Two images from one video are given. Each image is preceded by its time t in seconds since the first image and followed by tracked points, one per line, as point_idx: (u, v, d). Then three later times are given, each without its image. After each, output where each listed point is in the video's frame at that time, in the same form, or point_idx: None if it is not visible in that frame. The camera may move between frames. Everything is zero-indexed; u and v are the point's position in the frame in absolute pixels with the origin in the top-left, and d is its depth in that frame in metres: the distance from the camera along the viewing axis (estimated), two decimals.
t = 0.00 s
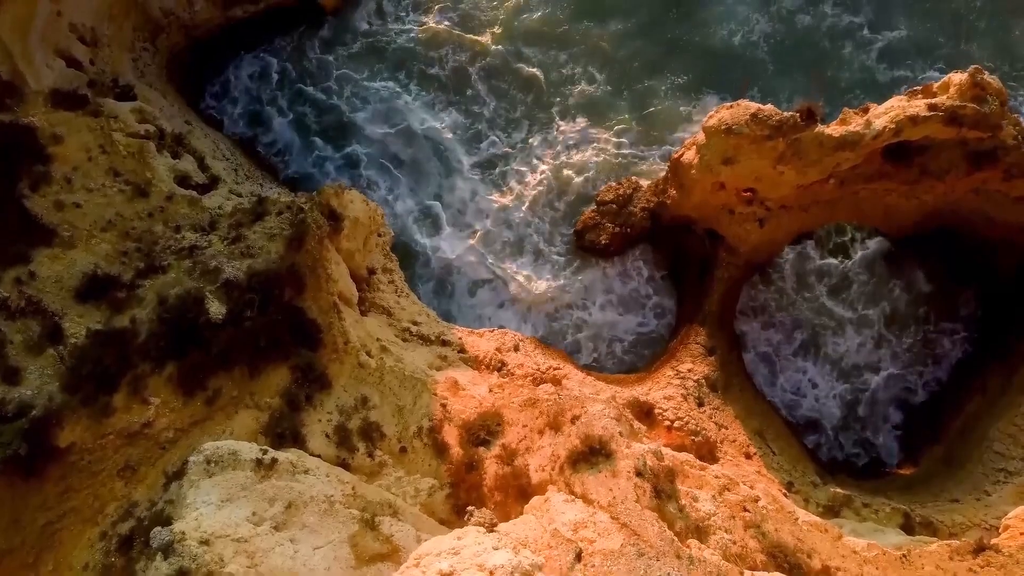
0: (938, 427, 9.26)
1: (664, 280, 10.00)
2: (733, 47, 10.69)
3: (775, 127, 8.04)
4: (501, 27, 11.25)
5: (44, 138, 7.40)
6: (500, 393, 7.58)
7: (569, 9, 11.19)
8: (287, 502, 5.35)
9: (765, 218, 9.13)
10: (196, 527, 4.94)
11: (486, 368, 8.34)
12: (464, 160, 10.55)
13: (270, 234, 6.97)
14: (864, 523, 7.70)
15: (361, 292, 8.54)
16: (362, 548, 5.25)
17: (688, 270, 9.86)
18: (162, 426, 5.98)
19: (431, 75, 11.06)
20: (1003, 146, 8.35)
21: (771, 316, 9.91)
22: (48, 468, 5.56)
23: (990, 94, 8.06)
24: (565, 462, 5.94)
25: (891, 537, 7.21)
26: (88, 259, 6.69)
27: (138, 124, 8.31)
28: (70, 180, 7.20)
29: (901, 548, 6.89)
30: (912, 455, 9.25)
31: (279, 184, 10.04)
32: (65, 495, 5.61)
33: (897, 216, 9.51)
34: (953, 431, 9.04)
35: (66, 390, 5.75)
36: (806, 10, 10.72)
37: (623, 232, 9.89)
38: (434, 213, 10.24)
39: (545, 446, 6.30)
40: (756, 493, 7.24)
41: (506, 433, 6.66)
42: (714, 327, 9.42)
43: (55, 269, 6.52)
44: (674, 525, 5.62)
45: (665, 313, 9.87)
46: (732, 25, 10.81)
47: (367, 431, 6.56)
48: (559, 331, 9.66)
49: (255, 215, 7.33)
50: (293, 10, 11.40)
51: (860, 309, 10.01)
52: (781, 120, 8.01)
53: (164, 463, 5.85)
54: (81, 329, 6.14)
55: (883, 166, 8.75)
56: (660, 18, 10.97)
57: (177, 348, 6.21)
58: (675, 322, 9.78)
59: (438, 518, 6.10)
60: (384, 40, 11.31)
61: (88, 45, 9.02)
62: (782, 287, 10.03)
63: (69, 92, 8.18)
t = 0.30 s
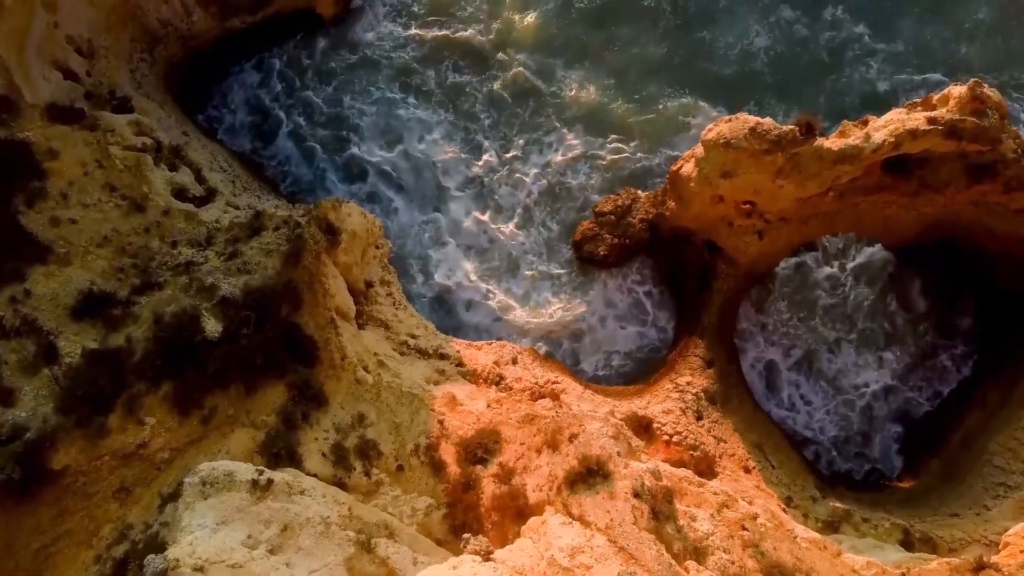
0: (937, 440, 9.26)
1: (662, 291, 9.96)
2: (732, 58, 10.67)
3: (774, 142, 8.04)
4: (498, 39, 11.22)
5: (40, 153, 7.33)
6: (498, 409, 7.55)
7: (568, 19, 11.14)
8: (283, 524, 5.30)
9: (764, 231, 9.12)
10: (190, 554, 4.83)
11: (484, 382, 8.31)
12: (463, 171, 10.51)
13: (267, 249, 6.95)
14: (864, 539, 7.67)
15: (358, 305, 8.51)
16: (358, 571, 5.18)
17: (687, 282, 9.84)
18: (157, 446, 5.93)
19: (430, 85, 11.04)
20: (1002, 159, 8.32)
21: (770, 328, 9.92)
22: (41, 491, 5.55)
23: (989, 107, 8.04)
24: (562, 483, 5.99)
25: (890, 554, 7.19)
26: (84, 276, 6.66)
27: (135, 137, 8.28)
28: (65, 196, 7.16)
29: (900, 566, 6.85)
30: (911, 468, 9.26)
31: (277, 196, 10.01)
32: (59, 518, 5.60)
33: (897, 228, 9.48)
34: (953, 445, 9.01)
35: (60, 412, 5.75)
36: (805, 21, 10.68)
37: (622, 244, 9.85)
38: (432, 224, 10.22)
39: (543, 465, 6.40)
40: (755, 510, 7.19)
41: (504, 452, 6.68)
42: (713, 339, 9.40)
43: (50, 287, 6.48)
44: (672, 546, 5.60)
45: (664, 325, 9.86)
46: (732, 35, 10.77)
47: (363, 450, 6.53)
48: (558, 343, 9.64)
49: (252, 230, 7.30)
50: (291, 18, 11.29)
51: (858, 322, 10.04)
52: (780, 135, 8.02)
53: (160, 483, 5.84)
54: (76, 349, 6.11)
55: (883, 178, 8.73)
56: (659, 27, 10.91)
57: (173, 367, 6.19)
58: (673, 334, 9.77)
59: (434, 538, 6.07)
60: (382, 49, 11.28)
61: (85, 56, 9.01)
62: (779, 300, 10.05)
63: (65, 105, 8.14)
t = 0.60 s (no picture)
0: (937, 454, 9.24)
1: (661, 303, 9.98)
2: (731, 71, 10.66)
3: (774, 157, 8.03)
4: (497, 51, 11.21)
5: (37, 169, 7.33)
6: (496, 425, 7.54)
7: (567, 32, 11.15)
8: (281, 547, 5.22)
9: (764, 244, 9.10)
10: None
11: (482, 397, 8.28)
12: (462, 183, 10.50)
13: (264, 265, 6.91)
14: (863, 556, 7.61)
15: (355, 319, 8.48)
16: None
17: (686, 294, 9.83)
18: (154, 468, 5.94)
19: (429, 97, 11.04)
20: (1003, 174, 8.30)
21: (768, 339, 9.97)
22: (36, 516, 5.55)
23: (990, 122, 8.01)
24: (560, 505, 6.00)
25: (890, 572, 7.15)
26: (80, 293, 6.63)
27: (133, 150, 8.26)
28: (63, 212, 7.15)
29: None
30: (909, 481, 9.27)
31: (276, 207, 9.98)
32: (55, 542, 5.60)
33: (897, 241, 9.46)
34: (953, 458, 8.98)
35: (56, 435, 5.71)
36: (803, 35, 10.70)
37: (621, 255, 9.82)
38: (431, 236, 10.21)
39: (541, 485, 6.38)
40: (755, 527, 7.15)
41: (502, 470, 6.64)
42: (713, 352, 9.36)
43: (47, 306, 6.46)
44: (670, 569, 5.58)
45: (664, 337, 9.84)
46: (732, 48, 10.77)
47: (361, 469, 6.52)
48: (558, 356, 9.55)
49: (250, 246, 7.30)
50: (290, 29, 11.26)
51: (858, 334, 10.08)
52: (780, 150, 8.01)
53: (156, 506, 5.86)
54: (73, 368, 6.07)
55: (883, 192, 8.70)
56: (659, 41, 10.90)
57: (170, 386, 6.17)
58: (672, 346, 9.76)
59: (432, 559, 6.06)
60: (381, 61, 11.29)
61: (82, 68, 9.04)
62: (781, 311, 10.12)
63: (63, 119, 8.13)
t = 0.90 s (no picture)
0: (938, 468, 9.21)
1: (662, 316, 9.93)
2: (731, 84, 10.66)
3: (774, 173, 8.00)
4: (496, 64, 11.23)
5: (35, 186, 7.32)
6: (496, 442, 7.52)
7: (566, 45, 11.18)
8: (279, 571, 5.19)
9: (764, 257, 9.06)
10: None
11: (482, 413, 8.25)
12: (463, 195, 10.49)
13: (263, 283, 6.92)
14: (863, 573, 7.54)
15: (354, 333, 8.46)
16: None
17: (685, 307, 9.81)
18: (152, 489, 5.93)
19: (428, 109, 11.03)
20: (1003, 188, 8.26)
21: (769, 352, 9.92)
22: (34, 541, 5.54)
23: (990, 137, 7.98)
24: (560, 527, 6.01)
25: None
26: (78, 312, 6.61)
27: (131, 164, 8.23)
28: (60, 229, 7.13)
29: None
30: (909, 495, 9.22)
31: (274, 219, 9.96)
32: (52, 566, 5.60)
33: (897, 254, 9.46)
34: (953, 472, 8.94)
35: (53, 458, 5.70)
36: (802, 48, 10.73)
37: (620, 267, 9.83)
38: (430, 248, 10.18)
39: (540, 506, 6.38)
40: (755, 545, 7.11)
41: (501, 490, 6.66)
42: (713, 366, 9.33)
43: (44, 325, 6.44)
44: None
45: (664, 350, 9.81)
46: (731, 62, 10.79)
47: (360, 489, 6.51)
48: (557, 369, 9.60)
49: (249, 262, 7.26)
50: (289, 40, 11.19)
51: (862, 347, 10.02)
52: (780, 165, 7.99)
53: (154, 528, 5.85)
54: (71, 389, 6.06)
55: (884, 206, 8.68)
56: (658, 54, 10.91)
57: (169, 407, 6.19)
58: (671, 358, 9.73)
59: None
60: (381, 73, 11.27)
61: (81, 81, 9.07)
62: (784, 322, 10.06)
63: (60, 134, 8.09)
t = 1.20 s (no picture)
0: (939, 483, 9.18)
1: (663, 329, 9.89)
2: (731, 98, 10.66)
3: (776, 189, 7.96)
4: (496, 76, 11.21)
5: (34, 204, 7.29)
6: (496, 459, 7.50)
7: (568, 58, 11.15)
8: None
9: (765, 270, 9.04)
10: None
11: (482, 428, 8.26)
12: (463, 207, 10.47)
13: (263, 300, 6.90)
14: None
15: (354, 348, 8.43)
16: None
17: (686, 319, 9.78)
18: (151, 512, 5.97)
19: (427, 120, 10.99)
20: (1005, 204, 8.25)
21: (770, 365, 9.89)
22: (32, 568, 5.61)
23: (992, 152, 7.96)
24: (561, 549, 5.99)
25: None
26: (77, 331, 6.59)
27: (131, 179, 8.19)
28: (59, 247, 7.11)
29: None
30: (912, 510, 9.18)
31: (273, 232, 9.96)
32: None
33: (899, 268, 9.43)
34: (955, 488, 8.92)
35: (51, 482, 5.72)
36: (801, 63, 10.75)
37: (621, 280, 9.80)
38: (429, 262, 10.14)
39: (541, 528, 6.36)
40: (756, 563, 7.08)
41: (501, 510, 6.62)
42: (714, 380, 9.34)
43: (42, 344, 6.42)
44: None
45: (665, 363, 9.75)
46: (731, 75, 10.79)
47: (360, 509, 6.48)
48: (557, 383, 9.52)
49: (249, 279, 7.23)
50: (290, 53, 11.12)
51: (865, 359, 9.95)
52: (782, 181, 7.95)
53: (153, 551, 5.90)
54: (69, 411, 6.06)
55: (885, 220, 8.66)
56: (659, 68, 10.90)
57: (168, 427, 6.18)
58: (672, 372, 9.69)
59: None
60: (380, 85, 11.24)
61: (81, 94, 9.05)
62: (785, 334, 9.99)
63: (59, 149, 8.03)
